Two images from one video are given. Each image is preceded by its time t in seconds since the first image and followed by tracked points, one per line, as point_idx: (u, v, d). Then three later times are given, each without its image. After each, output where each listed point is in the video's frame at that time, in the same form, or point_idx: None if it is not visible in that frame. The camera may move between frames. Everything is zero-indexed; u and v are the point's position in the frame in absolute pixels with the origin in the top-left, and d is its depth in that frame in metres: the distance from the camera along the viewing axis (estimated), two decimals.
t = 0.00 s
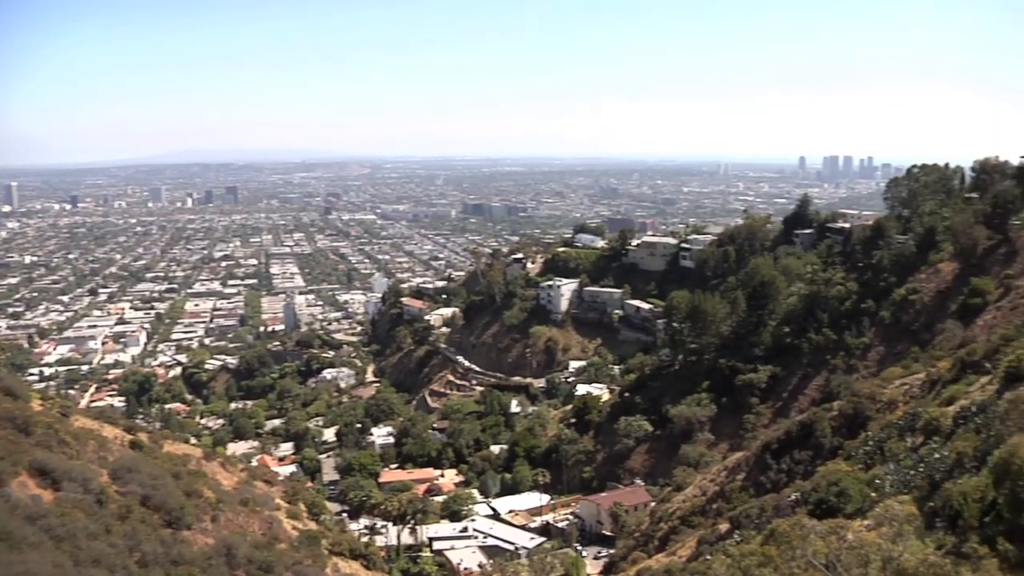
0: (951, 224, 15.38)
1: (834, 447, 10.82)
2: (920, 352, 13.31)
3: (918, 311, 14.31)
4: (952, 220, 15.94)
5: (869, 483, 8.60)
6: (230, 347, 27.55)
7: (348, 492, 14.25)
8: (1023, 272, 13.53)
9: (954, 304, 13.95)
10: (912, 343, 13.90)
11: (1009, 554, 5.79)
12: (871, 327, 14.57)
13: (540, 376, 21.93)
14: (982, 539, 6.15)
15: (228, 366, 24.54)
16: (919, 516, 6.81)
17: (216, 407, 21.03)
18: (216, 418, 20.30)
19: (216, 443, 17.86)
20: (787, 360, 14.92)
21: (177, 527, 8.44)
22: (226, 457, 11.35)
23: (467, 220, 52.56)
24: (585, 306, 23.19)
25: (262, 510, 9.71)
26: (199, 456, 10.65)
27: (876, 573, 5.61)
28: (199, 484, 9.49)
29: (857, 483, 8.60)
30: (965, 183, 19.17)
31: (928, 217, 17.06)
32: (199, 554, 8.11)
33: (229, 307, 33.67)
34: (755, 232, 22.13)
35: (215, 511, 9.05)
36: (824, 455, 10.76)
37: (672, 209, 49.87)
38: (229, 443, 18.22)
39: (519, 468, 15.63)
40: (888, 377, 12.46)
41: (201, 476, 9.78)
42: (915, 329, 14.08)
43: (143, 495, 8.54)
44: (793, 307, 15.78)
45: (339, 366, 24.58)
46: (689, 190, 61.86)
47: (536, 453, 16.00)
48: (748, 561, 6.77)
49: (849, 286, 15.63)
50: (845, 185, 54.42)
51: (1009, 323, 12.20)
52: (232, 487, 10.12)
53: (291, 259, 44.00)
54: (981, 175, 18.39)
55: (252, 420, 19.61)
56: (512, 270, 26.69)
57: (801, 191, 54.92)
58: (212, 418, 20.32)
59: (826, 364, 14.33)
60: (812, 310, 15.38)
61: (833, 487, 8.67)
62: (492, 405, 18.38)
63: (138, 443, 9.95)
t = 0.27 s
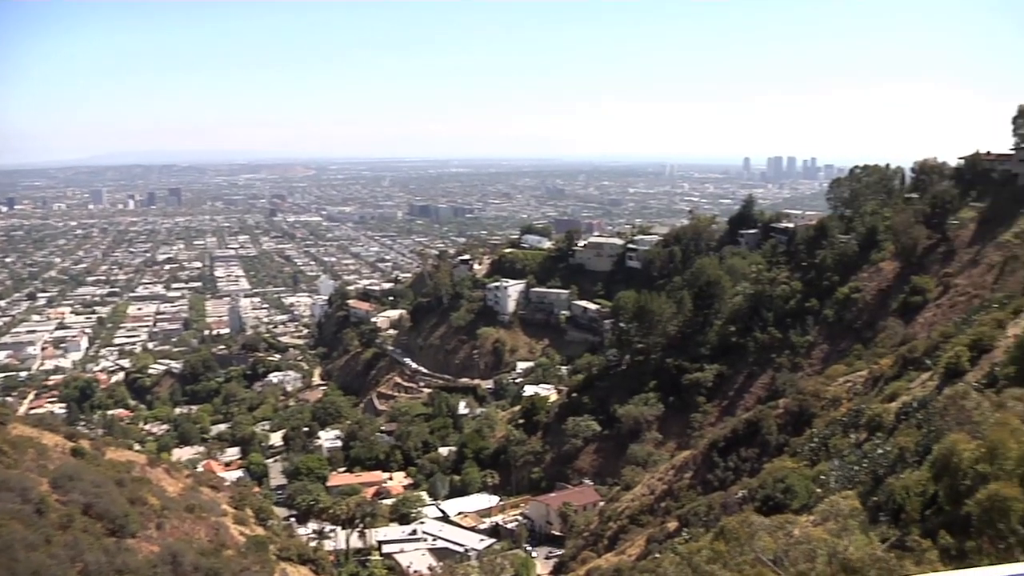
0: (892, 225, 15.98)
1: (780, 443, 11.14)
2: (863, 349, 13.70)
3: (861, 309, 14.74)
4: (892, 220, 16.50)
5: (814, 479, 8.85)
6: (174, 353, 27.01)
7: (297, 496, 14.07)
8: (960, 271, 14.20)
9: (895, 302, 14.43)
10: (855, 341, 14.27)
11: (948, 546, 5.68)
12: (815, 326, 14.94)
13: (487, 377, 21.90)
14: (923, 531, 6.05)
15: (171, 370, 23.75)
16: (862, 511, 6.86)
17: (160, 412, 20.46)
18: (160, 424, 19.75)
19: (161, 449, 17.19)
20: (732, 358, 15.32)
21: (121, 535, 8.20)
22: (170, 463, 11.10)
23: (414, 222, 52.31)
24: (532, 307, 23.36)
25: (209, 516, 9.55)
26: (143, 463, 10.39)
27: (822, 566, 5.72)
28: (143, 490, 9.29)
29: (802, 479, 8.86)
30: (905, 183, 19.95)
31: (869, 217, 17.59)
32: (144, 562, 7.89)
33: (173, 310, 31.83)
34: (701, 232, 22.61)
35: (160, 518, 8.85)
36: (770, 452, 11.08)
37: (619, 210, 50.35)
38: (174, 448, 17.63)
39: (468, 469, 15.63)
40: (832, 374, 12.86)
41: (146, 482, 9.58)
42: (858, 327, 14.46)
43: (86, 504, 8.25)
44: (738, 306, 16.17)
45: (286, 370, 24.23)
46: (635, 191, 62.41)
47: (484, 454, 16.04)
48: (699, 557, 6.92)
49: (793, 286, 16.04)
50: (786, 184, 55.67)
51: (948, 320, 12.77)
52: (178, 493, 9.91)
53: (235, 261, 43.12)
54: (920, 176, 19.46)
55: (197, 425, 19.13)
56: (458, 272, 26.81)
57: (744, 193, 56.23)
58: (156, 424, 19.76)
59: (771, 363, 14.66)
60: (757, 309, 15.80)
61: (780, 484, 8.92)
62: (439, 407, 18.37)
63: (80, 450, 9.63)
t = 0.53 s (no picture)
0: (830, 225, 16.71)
1: (719, 440, 11.48)
2: (799, 348, 14.15)
3: (797, 308, 15.29)
4: (827, 221, 17.31)
5: (753, 476, 9.10)
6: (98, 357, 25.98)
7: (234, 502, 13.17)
8: (892, 269, 15.18)
9: (829, 302, 15.07)
10: (792, 339, 14.77)
11: (882, 539, 5.87)
12: (752, 325, 15.44)
13: (428, 379, 21.82)
14: (859, 525, 6.24)
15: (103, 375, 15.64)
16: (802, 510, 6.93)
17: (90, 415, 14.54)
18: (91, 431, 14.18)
19: (95, 457, 12.72)
20: (671, 358, 15.72)
21: (54, 547, 7.78)
22: (106, 472, 10.66)
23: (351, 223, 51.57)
24: (472, 309, 24.01)
25: (145, 526, 9.30)
26: (76, 471, 9.88)
27: (761, 562, 5.92)
28: (76, 500, 8.88)
29: (741, 477, 9.10)
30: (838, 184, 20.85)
31: (804, 217, 18.21)
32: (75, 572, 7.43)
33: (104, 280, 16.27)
34: (640, 232, 23.10)
35: (93, 528, 8.50)
36: (709, 450, 11.40)
37: (557, 210, 50.60)
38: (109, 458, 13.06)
39: (410, 474, 15.00)
40: (769, 372, 13.28)
41: (79, 492, 9.17)
42: (794, 326, 14.99)
43: (16, 516, 7.77)
44: (677, 306, 16.57)
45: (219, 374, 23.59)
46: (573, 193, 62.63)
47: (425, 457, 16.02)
48: (640, 556, 7.07)
49: (730, 285, 16.53)
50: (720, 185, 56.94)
51: (882, 318, 13.55)
52: (113, 502, 9.54)
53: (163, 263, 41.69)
54: (853, 176, 20.38)
55: (131, 432, 14.98)
56: (397, 274, 27.08)
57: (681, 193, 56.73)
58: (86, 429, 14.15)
59: (709, 362, 15.08)
60: (695, 309, 16.22)
61: (719, 481, 9.17)
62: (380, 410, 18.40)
63: (9, 460, 9.17)
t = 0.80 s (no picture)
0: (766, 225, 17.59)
1: (660, 440, 11.75)
2: (739, 346, 14.58)
3: (737, 307, 15.77)
4: (765, 221, 17.93)
5: (695, 474, 9.33)
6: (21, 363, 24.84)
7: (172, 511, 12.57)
8: (830, 268, 15.83)
9: (768, 301, 15.65)
10: (732, 338, 15.23)
11: (821, 532, 6.10)
12: (693, 324, 15.85)
13: (371, 381, 20.94)
14: (800, 520, 6.47)
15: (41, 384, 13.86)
16: (744, 504, 7.27)
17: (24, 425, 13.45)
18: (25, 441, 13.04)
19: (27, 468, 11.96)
20: (613, 358, 15.91)
21: None
22: (41, 482, 10.23)
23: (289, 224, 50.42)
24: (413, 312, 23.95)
25: (83, 535, 8.98)
26: (9, 482, 9.40)
27: (703, 558, 6.02)
28: (9, 512, 8.40)
29: (685, 475, 9.31)
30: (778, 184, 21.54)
31: (744, 217, 18.72)
32: None
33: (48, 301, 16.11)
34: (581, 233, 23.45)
35: (28, 541, 8.08)
36: (652, 449, 11.63)
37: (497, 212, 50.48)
38: (43, 468, 12.36)
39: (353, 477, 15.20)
40: (710, 370, 13.62)
41: (12, 504, 8.66)
42: (734, 324, 15.47)
43: None
44: (618, 306, 16.87)
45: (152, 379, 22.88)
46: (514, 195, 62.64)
47: (368, 460, 15.87)
48: (583, 557, 7.17)
49: (671, 285, 16.92)
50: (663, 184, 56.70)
51: (821, 316, 14.24)
52: (49, 513, 9.17)
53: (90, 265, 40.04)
54: (790, 177, 21.09)
55: (69, 441, 13.72)
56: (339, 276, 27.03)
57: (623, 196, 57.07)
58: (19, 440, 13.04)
59: (651, 362, 15.37)
60: (636, 309, 16.51)
61: (663, 480, 9.37)
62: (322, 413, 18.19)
63: None
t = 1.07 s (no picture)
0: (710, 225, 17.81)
1: (608, 440, 11.84)
2: (685, 346, 14.79)
3: (682, 308, 15.99)
4: (710, 221, 18.23)
5: (643, 474, 9.47)
6: None
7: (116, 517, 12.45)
8: (773, 268, 16.09)
9: (712, 301, 15.86)
10: (677, 337, 15.43)
11: (766, 528, 5.70)
12: (639, 324, 16.04)
13: (317, 386, 21.34)
14: (746, 516, 6.49)
15: None
16: (692, 501, 7.38)
17: None
18: None
19: None
20: (560, 359, 16.01)
21: None
22: None
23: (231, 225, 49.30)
24: (360, 314, 23.31)
25: (21, 547, 8.59)
26: None
27: (651, 556, 5.88)
28: None
29: (632, 474, 9.45)
30: (721, 184, 21.84)
31: (689, 217, 19.19)
32: None
33: None
34: (527, 235, 23.35)
35: None
36: (599, 449, 11.73)
37: (444, 215, 50.53)
38: None
39: (299, 481, 15.28)
40: (657, 370, 13.83)
41: None
42: (680, 324, 15.67)
43: None
44: (565, 306, 17.01)
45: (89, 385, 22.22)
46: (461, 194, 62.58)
47: (315, 464, 15.70)
48: (531, 559, 7.20)
49: (618, 286, 17.13)
50: (608, 185, 57.59)
51: (765, 315, 14.45)
52: None
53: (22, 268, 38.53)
54: (735, 177, 21.48)
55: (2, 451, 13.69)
56: (284, 278, 26.11)
57: (569, 195, 57.65)
58: None
59: (598, 362, 15.46)
60: (583, 310, 16.67)
61: (611, 480, 9.48)
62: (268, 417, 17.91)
63: None
